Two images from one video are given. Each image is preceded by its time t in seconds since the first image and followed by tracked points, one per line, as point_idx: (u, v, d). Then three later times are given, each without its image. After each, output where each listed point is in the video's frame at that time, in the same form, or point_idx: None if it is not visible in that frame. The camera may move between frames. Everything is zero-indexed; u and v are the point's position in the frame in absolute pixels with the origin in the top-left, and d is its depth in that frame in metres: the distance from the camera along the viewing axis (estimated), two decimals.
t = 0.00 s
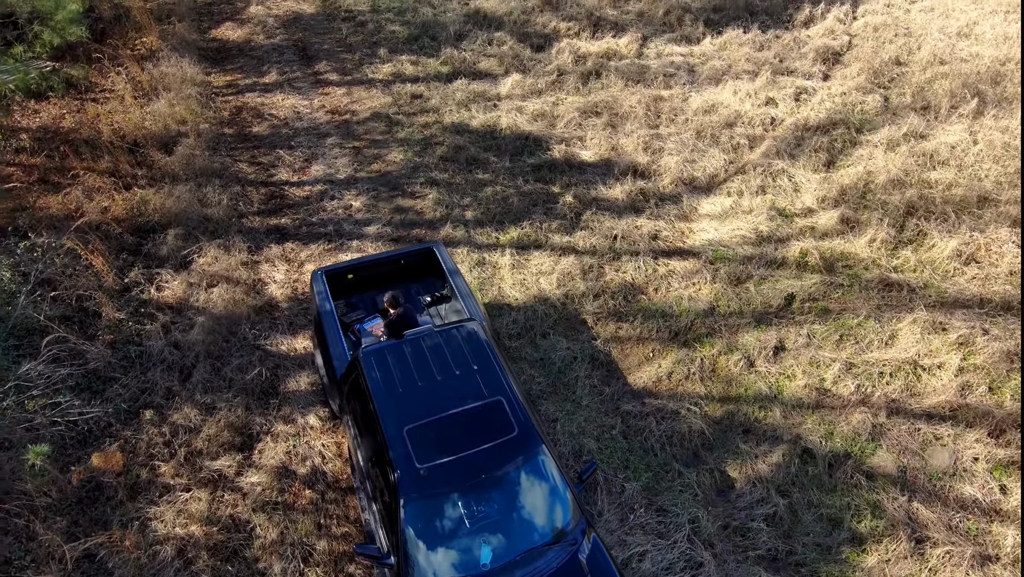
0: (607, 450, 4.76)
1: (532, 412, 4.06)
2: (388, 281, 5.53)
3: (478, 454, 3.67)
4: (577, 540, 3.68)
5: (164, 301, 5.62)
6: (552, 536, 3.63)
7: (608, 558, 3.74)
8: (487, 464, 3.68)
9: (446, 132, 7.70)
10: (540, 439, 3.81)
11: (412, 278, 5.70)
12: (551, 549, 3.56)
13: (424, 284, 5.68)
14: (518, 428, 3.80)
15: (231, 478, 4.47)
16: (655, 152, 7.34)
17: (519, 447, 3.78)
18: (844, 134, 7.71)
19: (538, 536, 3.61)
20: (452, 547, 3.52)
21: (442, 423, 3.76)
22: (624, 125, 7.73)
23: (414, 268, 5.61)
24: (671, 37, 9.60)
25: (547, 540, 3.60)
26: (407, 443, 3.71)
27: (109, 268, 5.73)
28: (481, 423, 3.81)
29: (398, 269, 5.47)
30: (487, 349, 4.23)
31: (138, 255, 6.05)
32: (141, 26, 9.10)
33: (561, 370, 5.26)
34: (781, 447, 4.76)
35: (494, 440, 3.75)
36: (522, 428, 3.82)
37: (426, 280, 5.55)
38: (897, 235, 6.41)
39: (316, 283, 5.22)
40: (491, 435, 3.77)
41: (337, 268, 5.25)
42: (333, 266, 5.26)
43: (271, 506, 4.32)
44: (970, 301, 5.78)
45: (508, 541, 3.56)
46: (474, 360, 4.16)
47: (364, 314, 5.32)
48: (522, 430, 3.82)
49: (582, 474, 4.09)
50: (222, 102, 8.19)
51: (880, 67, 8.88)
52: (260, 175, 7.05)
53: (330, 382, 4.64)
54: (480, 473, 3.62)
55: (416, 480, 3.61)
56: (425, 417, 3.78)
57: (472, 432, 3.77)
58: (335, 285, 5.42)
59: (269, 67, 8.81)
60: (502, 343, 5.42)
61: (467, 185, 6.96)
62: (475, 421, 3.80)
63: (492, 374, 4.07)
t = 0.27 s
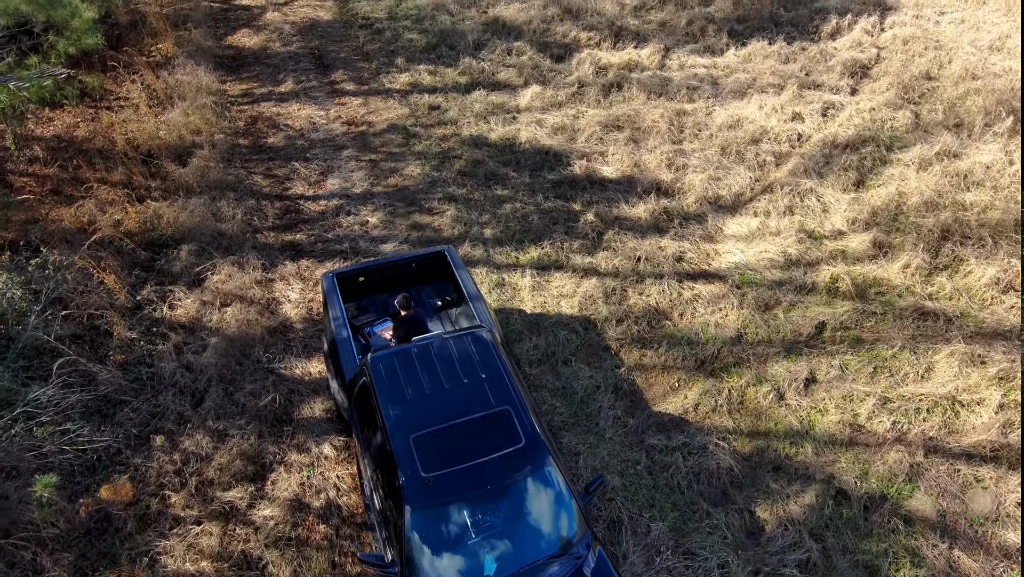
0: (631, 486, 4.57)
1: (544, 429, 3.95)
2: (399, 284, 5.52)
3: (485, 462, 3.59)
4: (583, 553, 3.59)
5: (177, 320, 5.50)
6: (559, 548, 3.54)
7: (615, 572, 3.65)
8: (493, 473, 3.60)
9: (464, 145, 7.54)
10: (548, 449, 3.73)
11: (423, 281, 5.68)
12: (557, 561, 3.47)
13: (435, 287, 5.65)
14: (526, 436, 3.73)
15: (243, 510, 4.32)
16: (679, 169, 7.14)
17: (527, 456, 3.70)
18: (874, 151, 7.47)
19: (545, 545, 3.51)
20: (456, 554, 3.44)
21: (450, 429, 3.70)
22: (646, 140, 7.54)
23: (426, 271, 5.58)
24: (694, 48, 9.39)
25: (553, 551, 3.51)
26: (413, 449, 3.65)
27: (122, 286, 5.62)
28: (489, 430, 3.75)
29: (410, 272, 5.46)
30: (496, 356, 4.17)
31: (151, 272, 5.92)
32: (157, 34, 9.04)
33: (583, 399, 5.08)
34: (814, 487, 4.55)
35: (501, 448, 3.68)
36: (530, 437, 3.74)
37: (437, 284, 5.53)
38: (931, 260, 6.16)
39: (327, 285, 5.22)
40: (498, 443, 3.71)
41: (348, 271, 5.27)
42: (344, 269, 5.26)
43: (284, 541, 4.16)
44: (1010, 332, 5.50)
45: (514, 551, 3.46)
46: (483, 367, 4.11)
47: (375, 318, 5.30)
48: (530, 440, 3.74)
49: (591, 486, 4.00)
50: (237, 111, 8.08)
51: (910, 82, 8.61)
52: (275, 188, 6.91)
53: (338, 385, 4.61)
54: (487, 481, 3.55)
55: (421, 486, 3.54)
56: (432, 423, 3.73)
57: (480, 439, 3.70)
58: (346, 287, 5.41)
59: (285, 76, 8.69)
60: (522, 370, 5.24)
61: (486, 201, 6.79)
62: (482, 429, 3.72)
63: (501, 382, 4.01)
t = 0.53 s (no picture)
0: (660, 524, 4.39)
1: (561, 447, 3.86)
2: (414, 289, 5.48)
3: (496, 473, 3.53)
4: (595, 566, 3.51)
5: (191, 341, 5.37)
6: (570, 561, 3.47)
7: None
8: (504, 483, 3.53)
9: (483, 159, 7.38)
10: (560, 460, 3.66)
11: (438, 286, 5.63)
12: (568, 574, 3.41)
13: (450, 293, 5.60)
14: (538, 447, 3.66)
15: (258, 545, 4.17)
16: (704, 187, 6.95)
17: (539, 467, 3.63)
18: (905, 170, 7.24)
19: (556, 555, 3.45)
20: (466, 564, 3.38)
21: (461, 438, 3.65)
22: (669, 156, 7.36)
23: (441, 277, 5.54)
24: (716, 59, 9.19)
25: (565, 563, 3.45)
26: (424, 458, 3.60)
27: (135, 304, 5.50)
28: (501, 440, 3.68)
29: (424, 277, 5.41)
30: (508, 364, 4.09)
31: (165, 289, 5.80)
32: (173, 42, 8.96)
33: (608, 430, 4.91)
34: (851, 529, 4.34)
35: (513, 458, 3.62)
36: (542, 448, 3.68)
37: (452, 290, 5.48)
38: (968, 286, 5.93)
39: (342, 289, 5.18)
40: (510, 453, 3.64)
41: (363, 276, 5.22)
42: (358, 273, 5.23)
43: None
44: None
45: (524, 563, 3.41)
46: (496, 375, 4.04)
47: (388, 323, 5.26)
48: (542, 451, 3.68)
49: (603, 498, 3.92)
50: (252, 122, 7.95)
51: (939, 97, 8.37)
52: (291, 203, 6.78)
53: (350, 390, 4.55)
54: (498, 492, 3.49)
55: (431, 496, 3.48)
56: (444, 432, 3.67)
57: (491, 449, 3.64)
58: (360, 292, 5.37)
59: (301, 85, 8.57)
60: (545, 398, 5.08)
61: (506, 219, 6.63)
62: (494, 439, 3.66)
63: (513, 390, 3.94)
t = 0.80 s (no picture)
0: (691, 564, 4.20)
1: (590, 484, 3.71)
2: (430, 293, 5.45)
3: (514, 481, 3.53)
4: None
5: (206, 363, 5.23)
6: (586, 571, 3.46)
7: None
8: (521, 491, 3.54)
9: (502, 173, 7.23)
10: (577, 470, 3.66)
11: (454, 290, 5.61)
12: None
13: (466, 297, 5.57)
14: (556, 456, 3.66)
15: None
16: (730, 205, 6.77)
17: (556, 476, 3.63)
18: (937, 188, 7.02)
19: (572, 564, 3.45)
20: (482, 570, 3.38)
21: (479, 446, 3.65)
22: (694, 172, 7.18)
23: (457, 281, 5.51)
24: (739, 70, 9.00)
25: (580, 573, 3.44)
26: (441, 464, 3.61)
27: (150, 324, 5.36)
28: (519, 448, 3.69)
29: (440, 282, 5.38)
30: (526, 373, 4.10)
31: (179, 308, 5.66)
32: (187, 50, 8.86)
33: (636, 462, 4.74)
34: (893, 572, 4.14)
35: (530, 467, 3.62)
36: (559, 457, 3.68)
37: (468, 294, 5.45)
38: (1007, 311, 5.71)
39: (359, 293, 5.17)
40: (527, 462, 3.65)
41: (380, 279, 5.21)
42: (375, 277, 5.21)
43: None
44: None
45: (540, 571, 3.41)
46: (514, 384, 4.04)
47: (404, 327, 5.25)
48: (559, 460, 3.68)
49: (620, 510, 3.90)
50: (267, 132, 7.82)
51: (969, 111, 8.13)
52: (307, 218, 6.64)
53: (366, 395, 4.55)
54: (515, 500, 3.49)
55: (448, 502, 3.49)
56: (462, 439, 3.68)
57: (509, 457, 3.64)
58: (377, 296, 5.36)
59: (316, 94, 8.44)
60: (570, 427, 4.90)
61: (527, 236, 6.47)
62: (512, 447, 3.67)
63: (531, 399, 3.94)
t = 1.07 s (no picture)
0: None
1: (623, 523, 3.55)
2: (445, 296, 5.40)
3: (533, 488, 3.51)
4: None
5: (220, 385, 5.08)
6: None
7: None
8: (540, 498, 3.52)
9: (520, 187, 7.07)
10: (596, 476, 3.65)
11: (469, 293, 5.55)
12: None
13: (481, 300, 5.52)
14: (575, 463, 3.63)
15: None
16: (756, 221, 6.59)
17: (574, 482, 3.62)
18: (969, 205, 6.79)
19: (589, 568, 3.47)
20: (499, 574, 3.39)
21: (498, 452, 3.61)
22: (717, 186, 7.00)
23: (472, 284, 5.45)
24: (760, 79, 8.81)
25: None
26: (460, 469, 3.57)
27: (163, 344, 5.22)
28: (538, 454, 3.65)
29: (456, 285, 5.33)
30: (543, 376, 4.04)
31: (193, 326, 5.52)
32: (199, 57, 8.75)
33: (665, 493, 4.56)
34: None
35: (550, 473, 3.60)
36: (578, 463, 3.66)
37: (483, 298, 5.40)
38: None
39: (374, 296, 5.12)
40: (547, 468, 3.62)
41: (395, 282, 5.12)
42: (390, 280, 5.15)
43: None
44: None
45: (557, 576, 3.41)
46: (532, 388, 3.98)
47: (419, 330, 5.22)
48: (578, 466, 3.66)
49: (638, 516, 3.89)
50: (281, 142, 7.68)
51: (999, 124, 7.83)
52: (323, 232, 6.50)
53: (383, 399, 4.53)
54: (534, 507, 3.48)
55: (467, 507, 3.46)
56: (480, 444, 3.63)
57: (528, 462, 3.61)
58: (392, 298, 5.31)
59: (330, 103, 8.30)
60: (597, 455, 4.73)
61: (548, 253, 6.30)
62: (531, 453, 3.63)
63: (550, 404, 3.89)
